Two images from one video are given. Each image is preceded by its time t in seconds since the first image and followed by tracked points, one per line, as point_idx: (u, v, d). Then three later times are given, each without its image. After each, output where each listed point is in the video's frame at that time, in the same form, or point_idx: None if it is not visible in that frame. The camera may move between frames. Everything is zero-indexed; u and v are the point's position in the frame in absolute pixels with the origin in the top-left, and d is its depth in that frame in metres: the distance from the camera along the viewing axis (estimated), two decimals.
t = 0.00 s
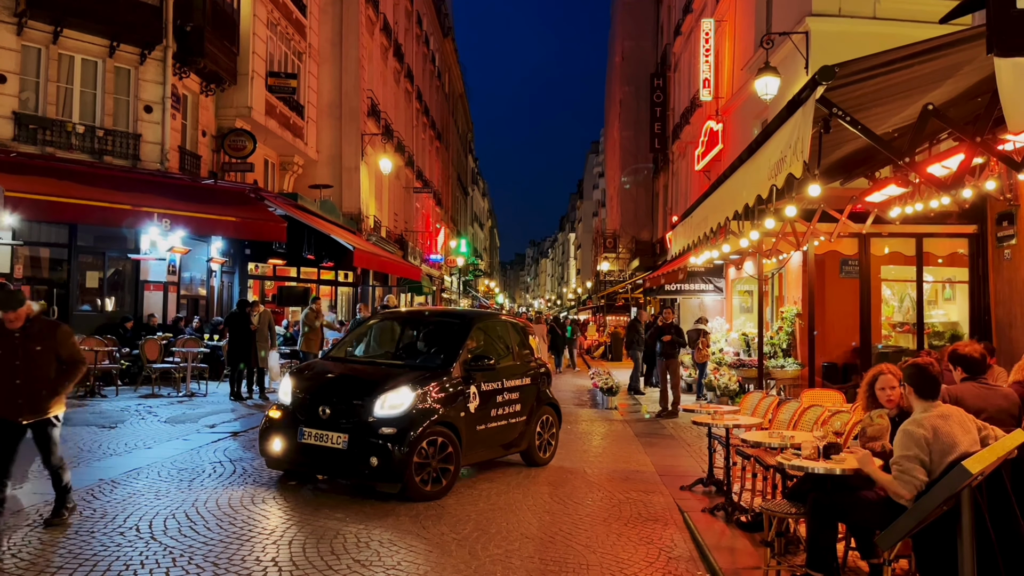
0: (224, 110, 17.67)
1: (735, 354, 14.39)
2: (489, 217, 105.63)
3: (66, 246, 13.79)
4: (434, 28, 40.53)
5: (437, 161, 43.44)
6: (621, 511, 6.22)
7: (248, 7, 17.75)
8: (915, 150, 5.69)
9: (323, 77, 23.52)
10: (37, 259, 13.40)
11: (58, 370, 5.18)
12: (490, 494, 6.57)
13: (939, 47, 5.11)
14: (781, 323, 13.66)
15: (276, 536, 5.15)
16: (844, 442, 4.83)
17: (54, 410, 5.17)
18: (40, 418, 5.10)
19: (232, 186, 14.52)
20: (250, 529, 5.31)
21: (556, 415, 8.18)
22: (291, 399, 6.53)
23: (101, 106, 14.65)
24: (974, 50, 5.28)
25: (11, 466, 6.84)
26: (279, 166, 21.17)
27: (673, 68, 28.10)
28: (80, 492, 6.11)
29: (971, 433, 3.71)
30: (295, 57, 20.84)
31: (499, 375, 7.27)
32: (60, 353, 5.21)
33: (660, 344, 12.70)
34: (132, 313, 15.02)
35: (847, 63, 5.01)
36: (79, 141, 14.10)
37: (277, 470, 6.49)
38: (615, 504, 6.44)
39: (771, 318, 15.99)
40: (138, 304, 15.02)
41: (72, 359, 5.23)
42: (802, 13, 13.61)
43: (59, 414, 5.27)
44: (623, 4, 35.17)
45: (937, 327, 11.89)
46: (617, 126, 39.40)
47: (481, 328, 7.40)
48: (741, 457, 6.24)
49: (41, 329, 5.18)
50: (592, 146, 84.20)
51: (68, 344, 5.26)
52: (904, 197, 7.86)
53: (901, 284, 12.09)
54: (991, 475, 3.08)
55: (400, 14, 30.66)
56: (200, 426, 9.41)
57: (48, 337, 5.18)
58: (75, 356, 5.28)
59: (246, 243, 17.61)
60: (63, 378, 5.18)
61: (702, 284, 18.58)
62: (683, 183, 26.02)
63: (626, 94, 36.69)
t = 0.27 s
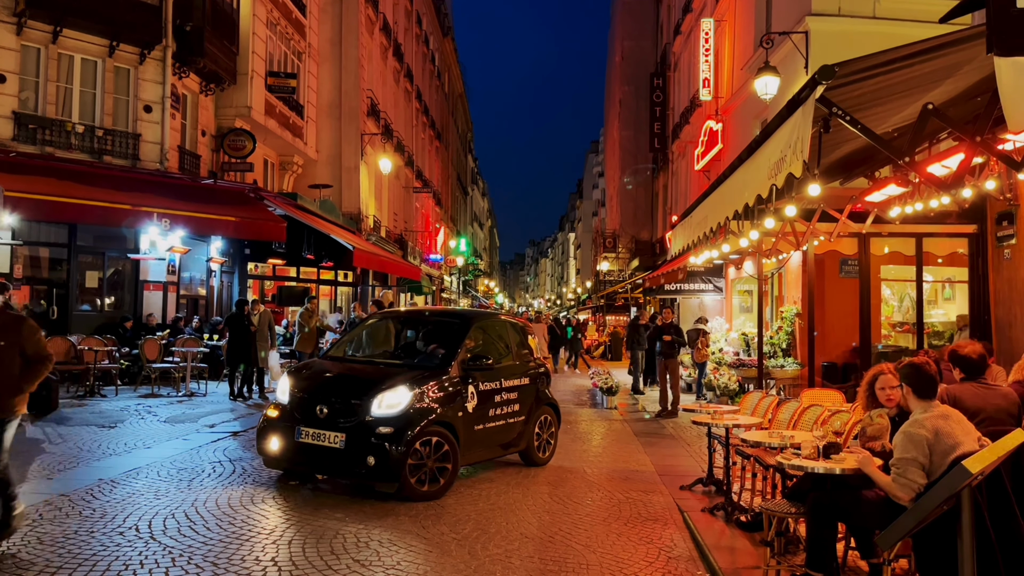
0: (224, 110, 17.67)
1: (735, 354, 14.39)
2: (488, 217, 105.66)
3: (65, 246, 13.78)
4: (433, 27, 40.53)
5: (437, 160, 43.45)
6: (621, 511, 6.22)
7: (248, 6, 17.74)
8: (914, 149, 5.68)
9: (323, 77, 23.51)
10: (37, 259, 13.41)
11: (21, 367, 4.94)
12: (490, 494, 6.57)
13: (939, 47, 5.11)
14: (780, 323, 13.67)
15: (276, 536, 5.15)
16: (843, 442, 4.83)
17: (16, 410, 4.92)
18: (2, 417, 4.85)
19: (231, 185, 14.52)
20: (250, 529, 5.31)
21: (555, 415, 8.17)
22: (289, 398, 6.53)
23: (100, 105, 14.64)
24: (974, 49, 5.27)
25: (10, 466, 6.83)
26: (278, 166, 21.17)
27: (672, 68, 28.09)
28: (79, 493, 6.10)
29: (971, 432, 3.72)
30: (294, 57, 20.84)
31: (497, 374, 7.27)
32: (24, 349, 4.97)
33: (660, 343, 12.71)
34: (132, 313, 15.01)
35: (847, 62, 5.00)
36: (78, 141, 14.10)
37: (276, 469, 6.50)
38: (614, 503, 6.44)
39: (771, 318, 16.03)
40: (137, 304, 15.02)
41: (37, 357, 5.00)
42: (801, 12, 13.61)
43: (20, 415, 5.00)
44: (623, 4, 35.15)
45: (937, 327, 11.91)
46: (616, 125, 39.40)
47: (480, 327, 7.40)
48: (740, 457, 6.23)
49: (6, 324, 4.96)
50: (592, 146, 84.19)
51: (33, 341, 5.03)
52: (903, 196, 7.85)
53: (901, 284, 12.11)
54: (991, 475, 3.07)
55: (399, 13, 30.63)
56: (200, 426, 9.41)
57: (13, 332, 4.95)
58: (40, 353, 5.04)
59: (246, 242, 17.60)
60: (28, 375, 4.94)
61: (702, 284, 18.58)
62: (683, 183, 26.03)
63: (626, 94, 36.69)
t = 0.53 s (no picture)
0: (223, 110, 17.66)
1: (734, 354, 14.39)
2: (488, 217, 105.66)
3: (65, 245, 13.79)
4: (433, 27, 40.53)
5: (436, 160, 43.44)
6: (620, 511, 6.22)
7: (247, 6, 17.73)
8: (914, 148, 5.68)
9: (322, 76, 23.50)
10: (36, 258, 13.42)
11: None
12: (489, 494, 6.56)
13: (939, 46, 5.11)
14: (780, 322, 13.68)
15: (275, 536, 5.14)
16: (843, 442, 4.83)
17: None
18: None
19: (231, 185, 14.52)
20: (249, 529, 5.30)
21: (552, 415, 8.16)
22: (282, 397, 6.53)
23: (100, 105, 14.63)
24: (974, 48, 5.27)
25: (9, 466, 6.82)
26: (278, 165, 21.17)
27: (672, 67, 28.08)
28: (79, 492, 6.09)
29: (971, 432, 3.72)
30: (294, 57, 20.83)
31: (493, 375, 7.26)
32: None
33: (660, 343, 12.70)
34: (132, 312, 15.00)
35: (848, 61, 5.00)
36: (78, 140, 14.09)
37: (268, 468, 6.48)
38: (614, 503, 6.43)
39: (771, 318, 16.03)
40: (137, 304, 15.01)
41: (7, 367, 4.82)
42: (801, 12, 13.61)
43: None
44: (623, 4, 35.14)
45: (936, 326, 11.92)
46: (616, 125, 39.39)
47: (476, 327, 7.40)
48: (740, 456, 6.23)
49: None
50: (591, 146, 84.17)
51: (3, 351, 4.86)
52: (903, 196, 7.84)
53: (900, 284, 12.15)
54: (992, 475, 3.07)
55: (399, 13, 30.62)
56: (199, 426, 9.42)
57: None
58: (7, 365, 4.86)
59: (245, 242, 17.59)
60: None
61: (702, 283, 18.58)
62: (682, 183, 26.03)
63: (626, 93, 36.68)
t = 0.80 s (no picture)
0: (223, 109, 17.65)
1: (734, 353, 14.39)
2: (488, 217, 105.72)
3: (64, 245, 13.79)
4: (433, 27, 40.54)
5: (436, 159, 43.42)
6: (621, 510, 6.21)
7: (247, 5, 17.72)
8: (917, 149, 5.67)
9: (322, 76, 23.49)
10: (36, 258, 13.42)
11: None
12: (488, 493, 6.55)
13: (939, 44, 5.10)
14: (780, 322, 13.69)
15: (276, 536, 5.13)
16: (844, 441, 4.81)
17: None
18: None
19: (231, 184, 14.52)
20: (250, 529, 5.29)
21: (546, 418, 8.10)
22: (265, 395, 6.53)
23: (100, 104, 14.62)
24: (974, 46, 5.27)
25: (9, 465, 6.82)
26: (278, 165, 21.17)
27: (672, 67, 28.07)
28: (79, 492, 6.08)
29: (972, 432, 3.72)
30: (294, 56, 20.81)
31: (480, 374, 7.22)
32: None
33: (661, 342, 12.69)
34: (131, 312, 15.00)
35: (849, 60, 5.00)
36: (77, 139, 14.09)
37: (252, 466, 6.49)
38: (614, 503, 6.42)
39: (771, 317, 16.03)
40: (136, 303, 15.00)
41: None
42: (801, 12, 13.61)
43: None
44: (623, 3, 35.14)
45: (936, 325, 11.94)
46: (616, 124, 39.38)
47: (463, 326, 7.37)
48: (740, 456, 6.22)
49: None
50: (591, 145, 84.13)
51: None
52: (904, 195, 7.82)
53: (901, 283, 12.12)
54: (993, 474, 3.07)
55: (399, 12, 30.62)
56: (198, 425, 9.42)
57: None
58: None
59: (245, 242, 17.58)
60: None
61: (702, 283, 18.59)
62: (682, 182, 26.02)
63: (625, 93, 36.68)
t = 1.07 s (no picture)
0: (223, 108, 17.62)
1: (735, 352, 14.37)
2: (488, 216, 105.73)
3: (64, 244, 13.77)
4: (433, 26, 40.53)
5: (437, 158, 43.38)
6: (623, 509, 6.19)
7: (247, 4, 17.69)
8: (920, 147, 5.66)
9: (322, 75, 23.45)
10: (36, 257, 13.42)
11: None
12: (489, 492, 6.51)
13: (943, 40, 5.07)
14: (781, 321, 13.69)
15: (276, 535, 5.11)
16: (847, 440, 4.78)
17: None
18: None
19: (231, 183, 14.48)
20: (250, 528, 5.26)
21: (533, 420, 7.83)
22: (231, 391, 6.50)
23: (99, 102, 14.59)
24: (980, 43, 5.23)
25: (8, 465, 6.79)
26: (278, 164, 21.14)
27: (673, 66, 28.06)
28: (78, 491, 6.05)
29: (977, 430, 3.69)
30: (294, 55, 20.78)
31: (452, 372, 6.97)
32: None
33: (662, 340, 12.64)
34: (131, 311, 14.98)
35: (852, 56, 4.97)
36: (77, 138, 14.06)
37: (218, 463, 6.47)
38: (615, 502, 6.39)
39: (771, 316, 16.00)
40: (136, 302, 14.98)
41: None
42: (802, 10, 13.57)
43: None
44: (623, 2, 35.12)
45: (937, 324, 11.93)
46: (617, 123, 39.35)
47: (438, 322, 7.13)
48: (742, 454, 6.20)
49: None
50: (592, 145, 84.09)
51: None
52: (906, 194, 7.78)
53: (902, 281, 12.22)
54: (1000, 473, 3.04)
55: (399, 11, 30.59)
56: (198, 424, 9.39)
57: None
58: None
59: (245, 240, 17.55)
60: None
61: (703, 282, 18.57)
62: (683, 181, 25.99)
63: (626, 92, 36.66)
